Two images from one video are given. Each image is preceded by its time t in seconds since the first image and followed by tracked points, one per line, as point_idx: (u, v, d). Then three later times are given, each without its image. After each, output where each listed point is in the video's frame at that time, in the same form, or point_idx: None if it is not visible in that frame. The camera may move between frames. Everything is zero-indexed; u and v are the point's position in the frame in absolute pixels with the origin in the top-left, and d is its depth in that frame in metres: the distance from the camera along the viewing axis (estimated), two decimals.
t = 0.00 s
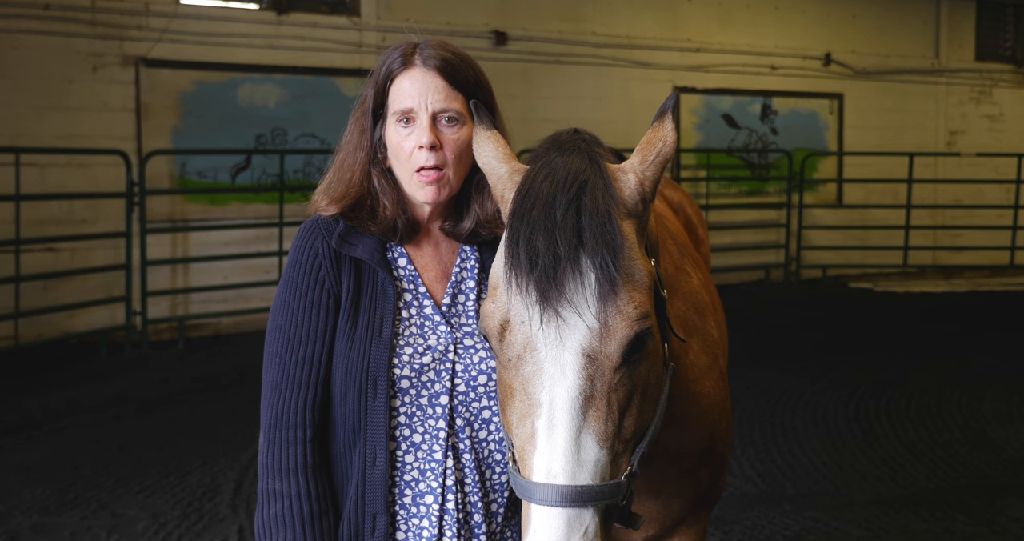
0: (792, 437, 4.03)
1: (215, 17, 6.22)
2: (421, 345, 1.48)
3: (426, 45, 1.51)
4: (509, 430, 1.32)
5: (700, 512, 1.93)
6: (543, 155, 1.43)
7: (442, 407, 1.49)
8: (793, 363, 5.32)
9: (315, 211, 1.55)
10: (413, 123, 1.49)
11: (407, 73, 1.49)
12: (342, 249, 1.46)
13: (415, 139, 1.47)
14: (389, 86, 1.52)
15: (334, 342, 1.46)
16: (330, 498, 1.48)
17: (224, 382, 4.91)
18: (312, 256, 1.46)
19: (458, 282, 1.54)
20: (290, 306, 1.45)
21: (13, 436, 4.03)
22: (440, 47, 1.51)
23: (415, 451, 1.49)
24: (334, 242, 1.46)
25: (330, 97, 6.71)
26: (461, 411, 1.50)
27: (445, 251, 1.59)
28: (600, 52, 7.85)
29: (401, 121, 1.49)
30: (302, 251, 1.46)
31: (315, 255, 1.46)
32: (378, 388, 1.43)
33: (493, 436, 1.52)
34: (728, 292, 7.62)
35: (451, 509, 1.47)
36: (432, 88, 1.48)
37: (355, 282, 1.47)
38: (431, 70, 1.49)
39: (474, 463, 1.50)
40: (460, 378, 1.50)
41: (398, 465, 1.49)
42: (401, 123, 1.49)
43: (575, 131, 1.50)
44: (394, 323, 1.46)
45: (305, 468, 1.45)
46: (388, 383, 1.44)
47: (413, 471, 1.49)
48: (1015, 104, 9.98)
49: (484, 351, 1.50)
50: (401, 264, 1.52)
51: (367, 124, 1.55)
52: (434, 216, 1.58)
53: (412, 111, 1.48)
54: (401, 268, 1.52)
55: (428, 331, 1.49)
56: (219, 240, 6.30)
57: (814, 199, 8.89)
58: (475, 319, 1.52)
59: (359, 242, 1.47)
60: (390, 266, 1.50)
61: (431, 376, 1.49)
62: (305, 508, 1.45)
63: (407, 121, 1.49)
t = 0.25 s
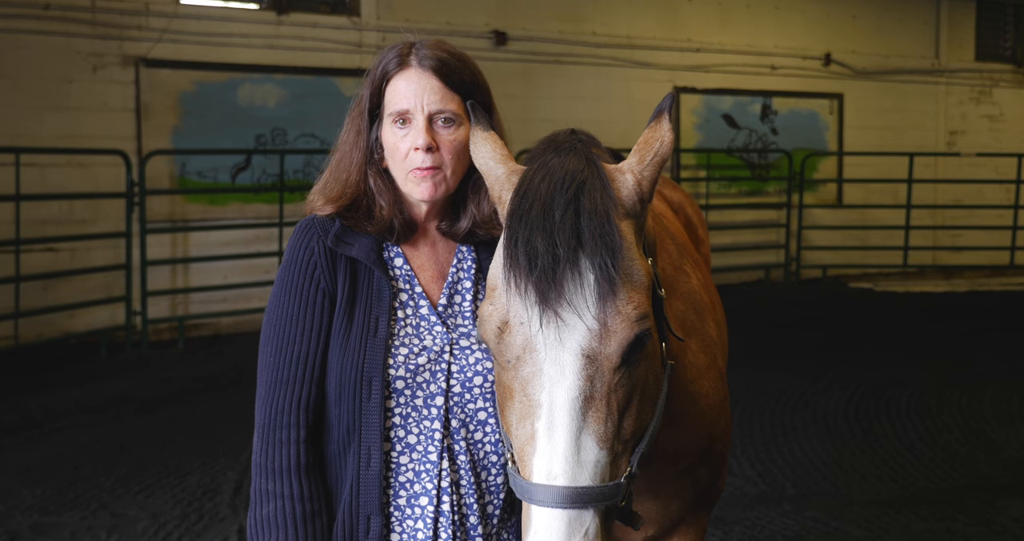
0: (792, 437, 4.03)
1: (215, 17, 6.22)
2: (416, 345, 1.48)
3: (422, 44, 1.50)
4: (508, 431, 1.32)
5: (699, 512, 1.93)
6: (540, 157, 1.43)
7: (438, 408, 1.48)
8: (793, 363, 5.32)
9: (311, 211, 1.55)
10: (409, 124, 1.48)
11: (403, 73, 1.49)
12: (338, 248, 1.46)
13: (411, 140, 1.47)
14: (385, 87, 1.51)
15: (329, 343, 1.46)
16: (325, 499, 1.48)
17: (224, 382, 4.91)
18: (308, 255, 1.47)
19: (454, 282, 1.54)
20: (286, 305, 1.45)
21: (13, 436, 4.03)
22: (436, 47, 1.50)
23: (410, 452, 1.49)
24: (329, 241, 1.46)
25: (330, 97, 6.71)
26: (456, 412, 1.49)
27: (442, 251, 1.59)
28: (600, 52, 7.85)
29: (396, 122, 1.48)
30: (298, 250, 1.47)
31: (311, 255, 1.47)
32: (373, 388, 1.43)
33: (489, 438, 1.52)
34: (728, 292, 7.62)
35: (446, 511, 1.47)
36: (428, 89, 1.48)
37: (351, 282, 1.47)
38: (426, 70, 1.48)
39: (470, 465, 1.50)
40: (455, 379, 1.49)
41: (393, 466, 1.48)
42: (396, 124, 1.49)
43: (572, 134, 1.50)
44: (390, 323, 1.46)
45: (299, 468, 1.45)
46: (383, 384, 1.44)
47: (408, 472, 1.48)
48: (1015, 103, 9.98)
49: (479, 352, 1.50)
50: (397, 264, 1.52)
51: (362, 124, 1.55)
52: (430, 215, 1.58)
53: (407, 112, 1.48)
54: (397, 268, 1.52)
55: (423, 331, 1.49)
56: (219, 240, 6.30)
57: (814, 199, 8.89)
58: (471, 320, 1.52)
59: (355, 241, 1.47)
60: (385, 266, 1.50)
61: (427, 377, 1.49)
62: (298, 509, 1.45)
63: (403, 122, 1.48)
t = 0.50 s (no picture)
0: (792, 437, 4.03)
1: (215, 17, 6.23)
2: (410, 346, 1.47)
3: (418, 40, 1.50)
4: (512, 433, 1.31)
5: (699, 512, 1.93)
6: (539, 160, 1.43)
7: (432, 409, 1.48)
8: (793, 363, 5.32)
9: (304, 207, 1.53)
10: (406, 119, 1.48)
11: (399, 68, 1.49)
12: (332, 248, 1.45)
13: (407, 136, 1.47)
14: (381, 82, 1.51)
15: (323, 344, 1.45)
16: (319, 502, 1.47)
17: (225, 382, 4.91)
18: (301, 255, 1.45)
19: (447, 282, 1.54)
20: (279, 305, 1.44)
21: (13, 436, 4.03)
22: (432, 42, 1.50)
23: (404, 454, 1.48)
24: (323, 240, 1.45)
25: (330, 96, 6.71)
26: (450, 413, 1.50)
27: (435, 251, 1.59)
28: (600, 52, 7.85)
29: (393, 118, 1.48)
30: (290, 250, 1.45)
31: (304, 254, 1.45)
32: (368, 389, 1.43)
33: (482, 439, 1.52)
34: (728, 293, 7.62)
35: (440, 512, 1.48)
36: (425, 84, 1.48)
37: (344, 282, 1.46)
38: (423, 65, 1.49)
39: (464, 466, 1.50)
40: (449, 380, 1.49)
41: (388, 467, 1.48)
42: (393, 119, 1.48)
43: (571, 136, 1.50)
44: (383, 323, 1.45)
45: (293, 471, 1.43)
46: (378, 384, 1.43)
47: (402, 474, 1.48)
48: (1015, 103, 9.98)
49: (473, 353, 1.49)
50: (390, 263, 1.52)
51: (357, 121, 1.55)
52: (424, 213, 1.58)
53: (404, 107, 1.48)
54: (390, 267, 1.52)
55: (417, 332, 1.49)
56: (219, 240, 6.30)
57: (814, 199, 8.89)
58: (465, 319, 1.51)
59: (349, 240, 1.47)
60: (379, 265, 1.50)
61: (421, 378, 1.48)
62: (291, 513, 1.43)
63: (399, 117, 1.48)
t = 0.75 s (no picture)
0: (792, 437, 4.03)
1: (215, 17, 6.22)
2: (404, 346, 1.45)
3: (407, 39, 1.49)
4: (525, 431, 1.31)
5: (700, 510, 1.93)
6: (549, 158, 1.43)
7: (426, 410, 1.46)
8: (793, 363, 5.32)
9: (293, 208, 1.49)
10: (396, 119, 1.46)
11: (389, 67, 1.47)
12: (326, 246, 1.42)
13: (398, 136, 1.45)
14: (370, 82, 1.48)
15: (316, 343, 1.41)
16: (311, 505, 1.42)
17: (225, 382, 4.91)
18: (294, 253, 1.42)
19: (438, 282, 1.54)
20: (269, 305, 1.40)
21: (13, 436, 4.03)
22: (421, 40, 1.48)
23: (398, 455, 1.46)
24: (316, 239, 1.42)
25: (331, 96, 6.71)
26: (444, 414, 1.48)
27: (426, 250, 1.58)
28: (600, 52, 7.85)
29: (382, 118, 1.46)
30: (282, 249, 1.42)
31: (296, 252, 1.42)
32: (362, 389, 1.40)
33: (476, 439, 1.51)
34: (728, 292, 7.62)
35: (434, 514, 1.45)
36: (415, 84, 1.46)
37: (338, 280, 1.43)
38: (413, 64, 1.47)
39: (457, 467, 1.49)
40: (443, 380, 1.47)
41: (382, 469, 1.45)
42: (383, 119, 1.46)
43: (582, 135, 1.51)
44: (378, 322, 1.42)
45: (285, 473, 1.39)
46: (372, 384, 1.40)
47: (396, 475, 1.45)
48: (1015, 103, 9.98)
49: (466, 353, 1.49)
50: (383, 262, 1.49)
51: (346, 120, 1.52)
52: (415, 213, 1.56)
53: (394, 108, 1.46)
54: (383, 266, 1.49)
55: (410, 332, 1.47)
56: (219, 239, 6.31)
57: (813, 199, 8.89)
58: (457, 319, 1.51)
59: (343, 239, 1.44)
60: (372, 264, 1.47)
61: (415, 378, 1.46)
62: (285, 515, 1.38)
63: (389, 117, 1.46)
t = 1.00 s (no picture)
0: (792, 437, 4.03)
1: (215, 17, 6.22)
2: (399, 346, 1.45)
3: (401, 38, 1.48)
4: (541, 427, 1.31)
5: (702, 509, 1.93)
6: (561, 153, 1.42)
7: (421, 411, 1.46)
8: (793, 363, 5.32)
9: (286, 209, 1.49)
10: (391, 118, 1.46)
11: (383, 66, 1.47)
12: (319, 247, 1.41)
13: (393, 135, 1.45)
14: (364, 81, 1.48)
15: (309, 344, 1.41)
16: (306, 507, 1.41)
17: (225, 382, 4.92)
18: (287, 254, 1.41)
19: (433, 282, 1.54)
20: (262, 306, 1.39)
21: (12, 436, 4.03)
22: (415, 39, 1.48)
23: (392, 456, 1.45)
24: (309, 239, 1.41)
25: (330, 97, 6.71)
26: (438, 415, 1.48)
27: (420, 250, 1.57)
28: (600, 52, 7.85)
29: (377, 117, 1.46)
30: (275, 250, 1.41)
31: (290, 253, 1.41)
32: (357, 390, 1.40)
33: (470, 440, 1.51)
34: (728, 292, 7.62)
35: (429, 516, 1.45)
36: (410, 82, 1.46)
37: (331, 281, 1.42)
38: (407, 63, 1.47)
39: (452, 468, 1.49)
40: (437, 381, 1.48)
41: (376, 471, 1.45)
42: (377, 118, 1.46)
43: (581, 130, 1.52)
44: (372, 324, 1.42)
45: (280, 475, 1.38)
46: (366, 386, 1.40)
47: (390, 477, 1.45)
48: (1015, 103, 9.97)
49: (460, 354, 1.49)
50: (377, 262, 1.49)
51: (340, 120, 1.51)
52: (408, 213, 1.56)
53: (389, 107, 1.45)
54: (377, 267, 1.49)
55: (405, 332, 1.47)
56: (219, 240, 6.30)
57: (814, 199, 8.89)
58: (452, 320, 1.51)
59: (336, 239, 1.43)
60: (367, 264, 1.47)
61: (409, 379, 1.46)
62: (280, 517, 1.37)
63: (384, 116, 1.46)
